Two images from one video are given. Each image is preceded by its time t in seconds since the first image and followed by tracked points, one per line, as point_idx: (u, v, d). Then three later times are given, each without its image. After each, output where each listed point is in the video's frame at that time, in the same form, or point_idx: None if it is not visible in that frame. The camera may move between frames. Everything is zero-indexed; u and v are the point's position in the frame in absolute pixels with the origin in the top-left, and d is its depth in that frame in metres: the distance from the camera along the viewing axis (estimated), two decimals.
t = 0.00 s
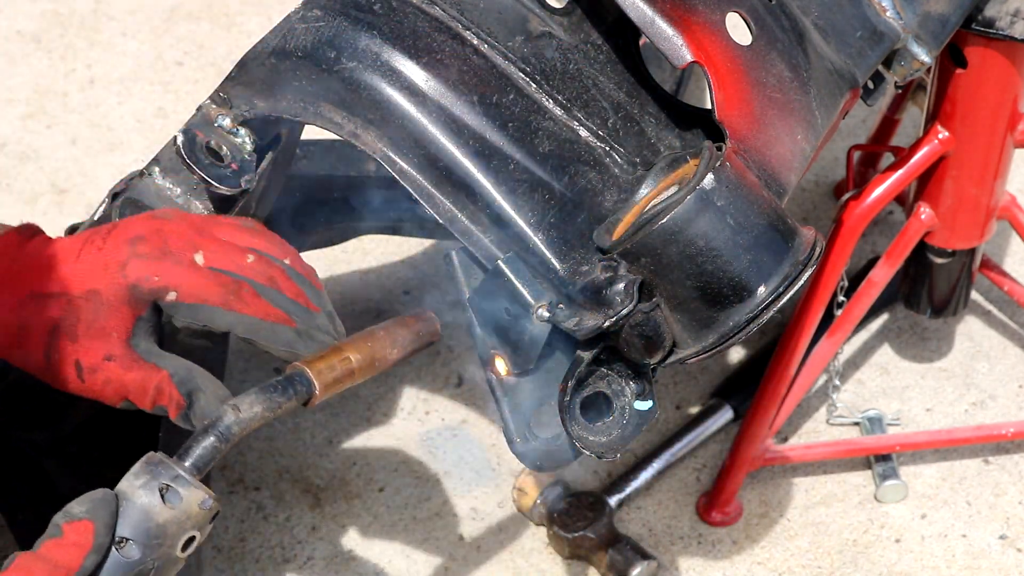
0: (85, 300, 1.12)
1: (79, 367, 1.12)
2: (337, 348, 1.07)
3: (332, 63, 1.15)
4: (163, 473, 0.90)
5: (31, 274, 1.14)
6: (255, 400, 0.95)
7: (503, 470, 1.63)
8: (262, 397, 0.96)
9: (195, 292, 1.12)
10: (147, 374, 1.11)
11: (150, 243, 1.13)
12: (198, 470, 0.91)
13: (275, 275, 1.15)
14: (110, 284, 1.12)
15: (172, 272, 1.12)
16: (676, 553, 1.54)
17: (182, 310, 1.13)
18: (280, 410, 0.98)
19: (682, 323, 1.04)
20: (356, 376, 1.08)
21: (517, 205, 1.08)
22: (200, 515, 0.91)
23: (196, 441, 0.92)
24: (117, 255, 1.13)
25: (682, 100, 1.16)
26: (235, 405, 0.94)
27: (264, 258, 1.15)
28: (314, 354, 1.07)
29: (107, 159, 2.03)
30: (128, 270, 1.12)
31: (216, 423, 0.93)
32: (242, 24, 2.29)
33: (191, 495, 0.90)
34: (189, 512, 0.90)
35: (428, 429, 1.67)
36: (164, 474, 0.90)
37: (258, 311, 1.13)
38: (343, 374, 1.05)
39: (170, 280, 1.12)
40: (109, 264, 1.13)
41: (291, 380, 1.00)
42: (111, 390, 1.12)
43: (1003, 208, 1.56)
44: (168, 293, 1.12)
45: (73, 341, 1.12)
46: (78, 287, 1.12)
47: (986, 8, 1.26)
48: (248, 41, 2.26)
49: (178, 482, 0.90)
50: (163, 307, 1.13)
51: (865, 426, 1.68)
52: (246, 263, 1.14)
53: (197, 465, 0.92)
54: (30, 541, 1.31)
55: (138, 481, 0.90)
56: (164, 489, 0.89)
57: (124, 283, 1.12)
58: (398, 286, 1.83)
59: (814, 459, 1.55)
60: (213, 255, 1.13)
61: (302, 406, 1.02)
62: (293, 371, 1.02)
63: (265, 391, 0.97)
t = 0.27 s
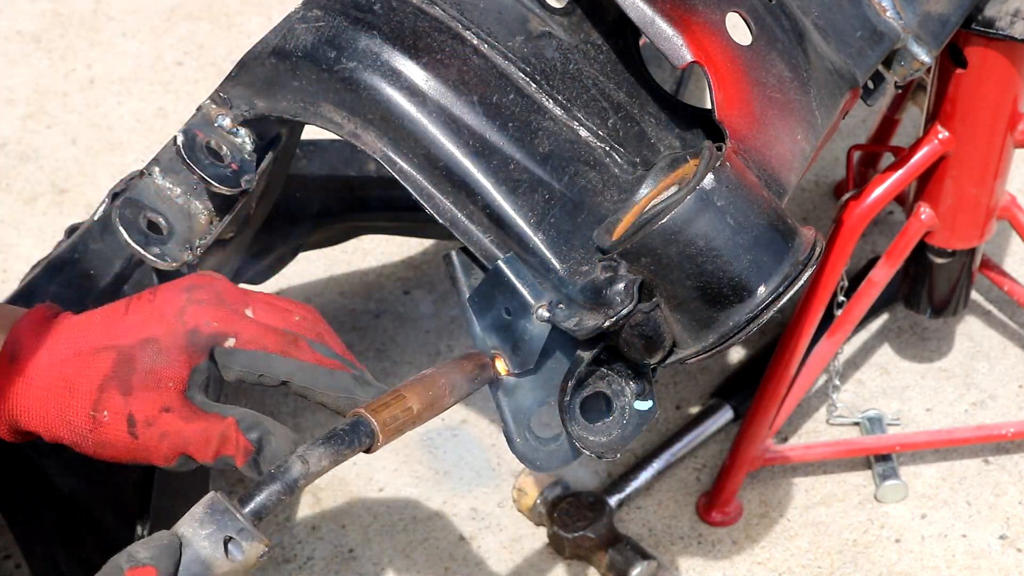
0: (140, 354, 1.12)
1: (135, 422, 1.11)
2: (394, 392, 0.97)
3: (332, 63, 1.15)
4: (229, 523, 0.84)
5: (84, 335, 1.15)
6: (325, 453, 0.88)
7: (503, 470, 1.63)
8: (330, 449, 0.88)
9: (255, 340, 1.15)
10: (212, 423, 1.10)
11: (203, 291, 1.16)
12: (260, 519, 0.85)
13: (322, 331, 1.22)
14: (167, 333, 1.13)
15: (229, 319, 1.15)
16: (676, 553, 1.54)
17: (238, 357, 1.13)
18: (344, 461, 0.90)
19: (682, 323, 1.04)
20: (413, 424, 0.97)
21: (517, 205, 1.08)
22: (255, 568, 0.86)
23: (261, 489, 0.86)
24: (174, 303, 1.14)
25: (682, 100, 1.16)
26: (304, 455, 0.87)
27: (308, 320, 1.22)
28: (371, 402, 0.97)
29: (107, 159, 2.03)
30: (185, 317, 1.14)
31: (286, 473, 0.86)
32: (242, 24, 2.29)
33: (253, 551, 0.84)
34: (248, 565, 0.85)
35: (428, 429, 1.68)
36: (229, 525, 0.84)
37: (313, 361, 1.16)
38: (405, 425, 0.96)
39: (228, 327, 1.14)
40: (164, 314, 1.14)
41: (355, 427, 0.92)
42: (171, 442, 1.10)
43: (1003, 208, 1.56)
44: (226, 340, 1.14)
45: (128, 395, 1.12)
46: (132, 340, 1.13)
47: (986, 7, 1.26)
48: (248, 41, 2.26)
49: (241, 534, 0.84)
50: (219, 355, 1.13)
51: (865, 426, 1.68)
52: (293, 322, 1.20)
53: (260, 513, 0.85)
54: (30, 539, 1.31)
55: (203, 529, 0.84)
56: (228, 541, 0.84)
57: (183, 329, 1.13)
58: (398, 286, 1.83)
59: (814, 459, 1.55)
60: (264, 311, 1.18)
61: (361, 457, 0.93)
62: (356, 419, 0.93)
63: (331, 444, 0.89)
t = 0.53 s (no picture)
0: (155, 358, 1.13)
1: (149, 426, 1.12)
2: (406, 398, 0.98)
3: (332, 63, 1.15)
4: (250, 529, 0.84)
5: (96, 338, 1.16)
6: (342, 459, 0.89)
7: (503, 470, 1.63)
8: (346, 455, 0.90)
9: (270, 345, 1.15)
10: (226, 428, 1.11)
11: (216, 295, 1.17)
12: (278, 525, 0.86)
13: (333, 335, 1.22)
14: (182, 339, 1.14)
15: (243, 324, 1.15)
16: (676, 553, 1.54)
17: (252, 363, 1.13)
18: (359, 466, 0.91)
19: (682, 324, 1.04)
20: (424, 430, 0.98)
21: (517, 205, 1.08)
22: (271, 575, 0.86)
23: (279, 495, 0.86)
24: (189, 308, 1.15)
25: (682, 100, 1.16)
26: (321, 461, 0.89)
27: (319, 324, 1.22)
28: (384, 406, 0.98)
29: (107, 159, 2.03)
30: (200, 322, 1.14)
31: (304, 478, 0.88)
32: (242, 24, 2.29)
33: (273, 556, 0.84)
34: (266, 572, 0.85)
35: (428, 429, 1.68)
36: (250, 530, 0.84)
37: (326, 367, 1.16)
38: (417, 429, 0.96)
39: (241, 333, 1.15)
40: (177, 319, 1.15)
41: (370, 433, 0.93)
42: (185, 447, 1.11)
43: (1003, 208, 1.56)
44: (240, 345, 1.14)
45: (142, 400, 1.13)
46: (146, 345, 1.14)
47: (986, 7, 1.26)
48: (248, 41, 2.26)
49: (261, 539, 0.84)
50: (233, 360, 1.14)
51: (865, 426, 1.67)
52: (304, 326, 1.20)
53: (278, 518, 0.86)
54: (30, 540, 1.31)
55: (224, 534, 0.83)
56: (249, 546, 0.83)
57: (199, 334, 1.13)
58: (398, 286, 1.83)
59: (814, 459, 1.55)
60: (275, 317, 1.19)
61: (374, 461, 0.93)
62: (370, 425, 0.94)
63: (346, 449, 0.90)
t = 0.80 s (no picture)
0: (160, 352, 1.13)
1: (155, 421, 1.11)
2: (412, 390, 0.97)
3: (332, 63, 1.15)
4: (258, 521, 0.84)
5: (103, 334, 1.16)
6: (348, 452, 0.89)
7: (503, 470, 1.63)
8: (353, 448, 0.89)
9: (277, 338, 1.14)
10: (234, 420, 1.10)
11: (222, 289, 1.16)
12: (286, 517, 0.86)
13: (339, 328, 1.21)
14: (187, 332, 1.13)
15: (248, 317, 1.14)
16: (676, 553, 1.54)
17: (258, 357, 1.13)
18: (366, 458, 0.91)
19: (682, 324, 1.04)
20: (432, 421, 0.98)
21: (517, 205, 1.08)
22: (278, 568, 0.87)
23: (287, 487, 0.86)
24: (194, 302, 1.15)
25: (682, 100, 1.16)
26: (329, 454, 0.88)
27: (325, 316, 1.21)
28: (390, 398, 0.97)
29: (107, 159, 2.03)
30: (205, 316, 1.14)
31: (312, 470, 0.87)
32: (242, 24, 2.29)
33: (281, 549, 0.85)
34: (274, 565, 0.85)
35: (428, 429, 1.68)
36: (259, 523, 0.85)
37: (332, 360, 1.15)
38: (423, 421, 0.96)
39: (247, 326, 1.14)
40: (183, 313, 1.14)
41: (375, 426, 0.93)
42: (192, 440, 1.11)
43: (1003, 208, 1.56)
44: (246, 339, 1.14)
45: (148, 394, 1.12)
46: (151, 339, 1.14)
47: (986, 7, 1.26)
48: (248, 41, 2.26)
49: (269, 532, 0.85)
50: (239, 354, 1.14)
51: (865, 426, 1.67)
52: (311, 318, 1.19)
53: (286, 510, 0.86)
54: (30, 540, 1.31)
55: (232, 527, 0.84)
56: (257, 539, 0.84)
57: (204, 328, 1.13)
58: (398, 286, 1.82)
59: (814, 459, 1.55)
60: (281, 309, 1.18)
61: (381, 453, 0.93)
62: (376, 417, 0.94)
63: (353, 442, 0.90)
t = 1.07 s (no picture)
0: (162, 350, 1.13)
1: (158, 419, 1.12)
2: (413, 388, 1.00)
3: (332, 63, 1.15)
4: (261, 520, 0.88)
5: (105, 332, 1.16)
6: (351, 451, 0.92)
7: (503, 470, 1.63)
8: (355, 447, 0.92)
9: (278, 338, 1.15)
10: (236, 419, 1.11)
11: (225, 287, 1.16)
12: (288, 516, 0.89)
13: (341, 327, 1.21)
14: (189, 331, 1.14)
15: (251, 316, 1.15)
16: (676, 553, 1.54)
17: (261, 355, 1.14)
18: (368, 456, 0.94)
19: (682, 324, 1.04)
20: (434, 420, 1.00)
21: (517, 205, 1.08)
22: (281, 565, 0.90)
23: (289, 486, 0.90)
24: (197, 301, 1.15)
25: (682, 100, 1.17)
26: (331, 453, 0.91)
27: (327, 314, 1.21)
28: (393, 397, 1.00)
29: (107, 160, 2.03)
30: (208, 315, 1.14)
31: (315, 469, 0.90)
32: (242, 24, 2.29)
33: (283, 547, 0.88)
34: (276, 562, 0.89)
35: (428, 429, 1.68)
36: (262, 521, 0.88)
37: (334, 358, 1.16)
38: (425, 419, 0.98)
39: (250, 325, 1.15)
40: (185, 311, 1.15)
41: (377, 424, 0.95)
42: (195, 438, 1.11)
43: (1003, 208, 1.56)
44: (249, 338, 1.15)
45: (151, 392, 1.13)
46: (154, 337, 1.14)
47: (986, 7, 1.26)
48: (248, 41, 2.26)
49: (271, 531, 0.88)
50: (242, 353, 1.14)
51: (865, 426, 1.67)
52: (312, 317, 1.19)
53: (289, 509, 0.90)
54: (30, 540, 1.31)
55: (236, 526, 0.88)
56: (260, 537, 0.88)
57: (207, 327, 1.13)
58: (398, 286, 1.82)
59: (814, 459, 1.55)
60: (283, 307, 1.18)
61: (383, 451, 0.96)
62: (378, 417, 0.96)
63: (355, 441, 0.93)
